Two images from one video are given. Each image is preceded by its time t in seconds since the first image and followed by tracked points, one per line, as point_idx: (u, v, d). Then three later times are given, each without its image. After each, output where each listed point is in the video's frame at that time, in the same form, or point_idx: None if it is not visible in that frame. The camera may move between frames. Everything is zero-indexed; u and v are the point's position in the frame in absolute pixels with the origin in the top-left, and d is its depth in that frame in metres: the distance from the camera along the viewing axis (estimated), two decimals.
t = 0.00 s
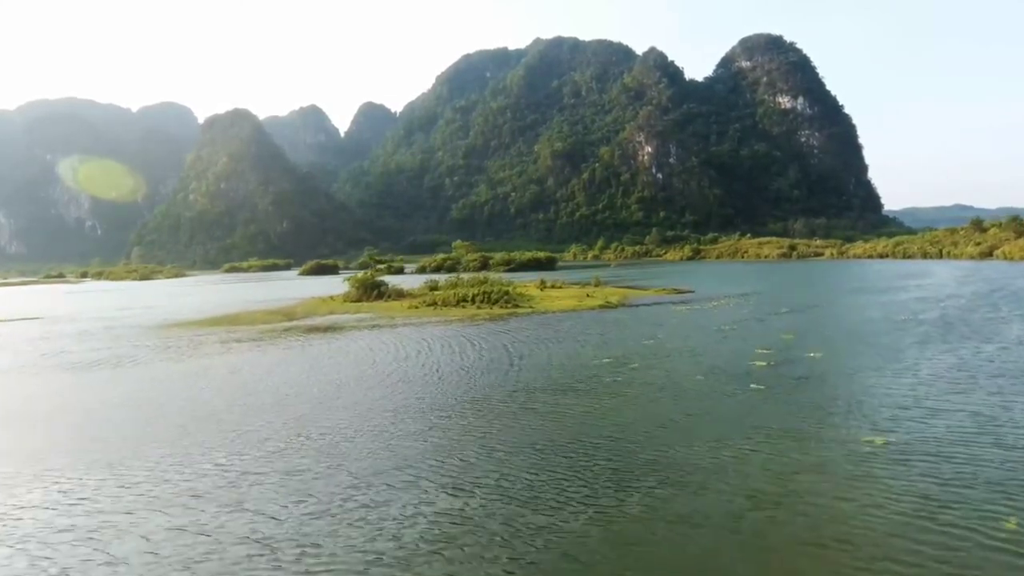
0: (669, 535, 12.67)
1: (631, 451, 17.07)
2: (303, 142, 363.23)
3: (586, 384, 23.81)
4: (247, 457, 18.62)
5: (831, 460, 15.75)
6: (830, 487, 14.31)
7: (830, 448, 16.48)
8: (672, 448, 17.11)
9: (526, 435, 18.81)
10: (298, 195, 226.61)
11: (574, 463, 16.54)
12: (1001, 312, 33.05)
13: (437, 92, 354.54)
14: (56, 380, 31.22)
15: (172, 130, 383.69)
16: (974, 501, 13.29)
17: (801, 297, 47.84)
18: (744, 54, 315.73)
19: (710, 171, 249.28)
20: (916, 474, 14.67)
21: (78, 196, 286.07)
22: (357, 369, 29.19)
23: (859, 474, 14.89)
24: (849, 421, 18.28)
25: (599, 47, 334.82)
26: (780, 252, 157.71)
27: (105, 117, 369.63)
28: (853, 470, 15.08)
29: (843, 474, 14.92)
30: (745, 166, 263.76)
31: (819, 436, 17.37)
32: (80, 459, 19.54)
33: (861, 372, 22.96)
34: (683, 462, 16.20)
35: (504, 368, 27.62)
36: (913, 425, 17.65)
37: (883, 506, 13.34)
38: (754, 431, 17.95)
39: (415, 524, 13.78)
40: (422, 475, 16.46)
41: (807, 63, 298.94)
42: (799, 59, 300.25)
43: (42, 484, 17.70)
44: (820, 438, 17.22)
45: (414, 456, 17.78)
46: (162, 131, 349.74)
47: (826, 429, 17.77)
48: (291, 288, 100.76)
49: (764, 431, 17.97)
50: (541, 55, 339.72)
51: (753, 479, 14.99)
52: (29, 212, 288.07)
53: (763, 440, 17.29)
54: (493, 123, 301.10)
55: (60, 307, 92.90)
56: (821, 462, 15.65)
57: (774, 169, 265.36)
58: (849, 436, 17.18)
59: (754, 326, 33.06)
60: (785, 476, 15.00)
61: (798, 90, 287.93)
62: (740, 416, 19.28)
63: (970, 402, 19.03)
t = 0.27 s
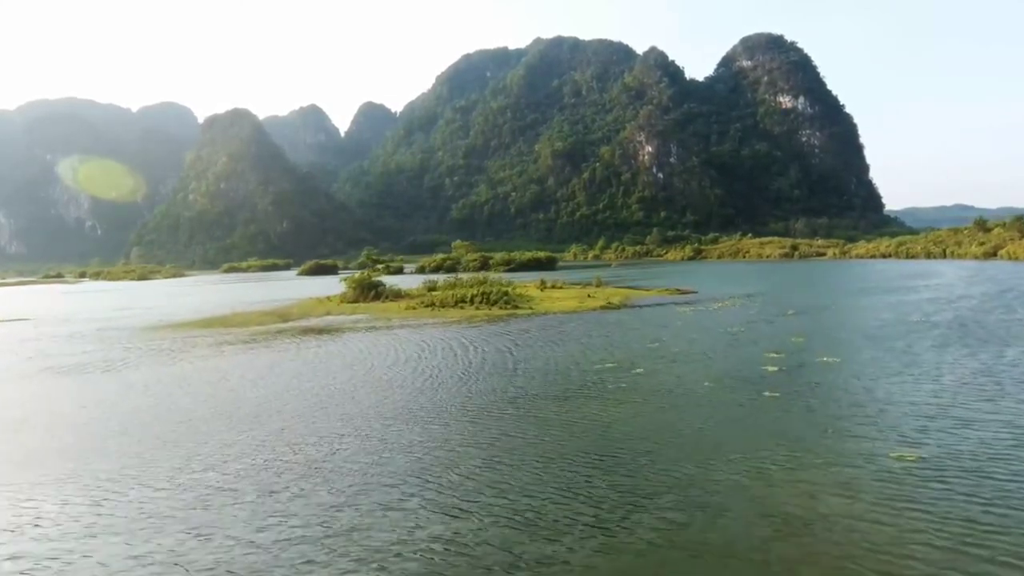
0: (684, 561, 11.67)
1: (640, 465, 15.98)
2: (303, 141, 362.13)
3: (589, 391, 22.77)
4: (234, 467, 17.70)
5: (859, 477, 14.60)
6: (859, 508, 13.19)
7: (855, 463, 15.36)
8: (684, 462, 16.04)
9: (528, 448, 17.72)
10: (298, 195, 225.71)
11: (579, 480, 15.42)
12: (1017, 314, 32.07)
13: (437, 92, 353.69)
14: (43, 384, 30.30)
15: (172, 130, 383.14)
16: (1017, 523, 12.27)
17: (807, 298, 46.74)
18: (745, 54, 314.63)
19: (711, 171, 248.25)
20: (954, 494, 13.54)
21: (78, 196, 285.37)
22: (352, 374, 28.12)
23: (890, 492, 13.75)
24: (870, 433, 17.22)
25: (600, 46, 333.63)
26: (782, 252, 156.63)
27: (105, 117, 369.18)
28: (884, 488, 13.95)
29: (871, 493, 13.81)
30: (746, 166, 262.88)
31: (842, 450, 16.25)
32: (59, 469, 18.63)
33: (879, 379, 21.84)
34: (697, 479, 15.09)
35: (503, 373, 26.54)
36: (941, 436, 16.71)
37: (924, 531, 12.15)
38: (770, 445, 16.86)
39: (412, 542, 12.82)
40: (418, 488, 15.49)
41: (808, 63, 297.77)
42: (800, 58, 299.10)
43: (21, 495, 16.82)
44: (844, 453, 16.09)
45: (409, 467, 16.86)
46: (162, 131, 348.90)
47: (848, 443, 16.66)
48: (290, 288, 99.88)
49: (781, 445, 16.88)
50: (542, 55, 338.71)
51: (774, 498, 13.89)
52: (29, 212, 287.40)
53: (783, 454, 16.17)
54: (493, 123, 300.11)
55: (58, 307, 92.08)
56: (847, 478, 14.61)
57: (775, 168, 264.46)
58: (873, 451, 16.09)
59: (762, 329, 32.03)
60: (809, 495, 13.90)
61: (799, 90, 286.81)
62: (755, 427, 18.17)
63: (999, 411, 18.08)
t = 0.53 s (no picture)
0: None
1: (648, 480, 15.15)
2: (303, 141, 361.04)
3: (592, 397, 21.92)
4: (221, 482, 16.86)
5: (886, 495, 13.72)
6: (892, 529, 12.29)
7: (881, 479, 14.47)
8: (694, 478, 15.19)
9: (529, 460, 16.90)
10: (298, 194, 224.86)
11: (583, 496, 14.57)
12: None
13: (437, 92, 352.92)
14: (29, 387, 29.39)
15: (172, 130, 382.81)
16: None
17: (813, 298, 45.95)
18: (745, 53, 313.79)
19: (712, 171, 247.47)
20: (991, 514, 12.69)
21: (78, 196, 284.66)
22: (346, 378, 27.22)
23: (922, 514, 12.86)
24: (893, 444, 16.38)
25: (600, 46, 332.67)
26: (783, 252, 155.63)
27: (105, 117, 368.72)
28: (916, 508, 13.07)
29: (903, 512, 12.95)
30: (746, 166, 262.41)
31: (865, 464, 15.37)
32: (37, 481, 17.78)
33: (895, 384, 21.02)
34: (710, 495, 14.24)
35: (501, 377, 25.68)
36: (972, 449, 15.81)
37: (964, 557, 11.27)
38: (786, 457, 16.02)
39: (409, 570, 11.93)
40: (413, 507, 14.60)
41: (809, 62, 296.73)
42: (801, 58, 297.97)
43: None
44: (867, 468, 15.21)
45: (405, 482, 15.97)
46: (161, 130, 348.25)
47: (868, 455, 15.81)
48: (288, 288, 98.98)
49: (797, 457, 16.04)
50: (542, 55, 337.86)
51: (797, 518, 13.00)
52: (28, 212, 286.83)
53: (801, 468, 15.31)
54: (493, 123, 299.27)
55: (54, 307, 91.26)
56: (875, 495, 13.73)
57: (775, 168, 263.63)
58: (898, 465, 15.19)
59: (769, 331, 31.23)
60: (834, 514, 13.02)
61: (799, 89, 285.85)
62: (768, 438, 17.35)
63: None
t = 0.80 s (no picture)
0: None
1: (659, 499, 14.23)
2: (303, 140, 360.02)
3: (596, 406, 21.02)
4: (206, 497, 16.02)
5: (919, 517, 12.83)
6: (928, 556, 11.45)
7: (913, 499, 13.56)
8: (709, 497, 14.30)
9: (532, 476, 15.99)
10: (298, 194, 224.02)
11: (590, 517, 13.66)
12: None
13: (437, 91, 352.10)
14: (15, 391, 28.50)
15: (172, 130, 381.95)
16: None
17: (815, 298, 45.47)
18: (746, 53, 312.98)
19: (712, 170, 246.63)
20: None
21: (78, 195, 284.03)
22: (340, 383, 26.40)
23: (959, 537, 12.04)
24: (918, 457, 15.57)
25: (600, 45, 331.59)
26: (785, 252, 154.88)
27: (105, 116, 367.97)
28: (952, 531, 12.23)
29: (938, 536, 12.10)
30: (747, 166, 261.89)
31: (893, 481, 14.48)
32: (16, 494, 16.93)
33: (915, 391, 20.23)
34: (727, 517, 13.34)
35: (501, 383, 24.74)
36: (1002, 463, 15.02)
37: None
38: (806, 474, 15.14)
39: None
40: (407, 528, 13.78)
41: (810, 62, 295.83)
42: (801, 57, 297.10)
43: None
44: (896, 485, 14.29)
45: (398, 500, 15.17)
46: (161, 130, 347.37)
47: (896, 471, 14.91)
48: (287, 288, 98.17)
49: (820, 474, 15.12)
50: (542, 54, 337.06)
51: (822, 541, 12.18)
52: (28, 212, 286.03)
53: (826, 487, 14.41)
54: (494, 122, 298.38)
55: (50, 307, 90.38)
56: (907, 516, 12.88)
57: (776, 168, 262.88)
58: (928, 482, 14.31)
59: (778, 334, 30.33)
60: (864, 538, 12.17)
61: (800, 89, 285.02)
62: (786, 452, 16.48)
63: None
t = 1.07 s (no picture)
0: None
1: (675, 522, 12.95)
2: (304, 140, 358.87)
3: (600, 416, 19.81)
4: (183, 515, 14.83)
5: (967, 545, 11.60)
6: None
7: (963, 526, 12.30)
8: (727, 518, 13.09)
9: (533, 492, 14.71)
10: (297, 194, 223.02)
11: (599, 544, 12.36)
12: None
13: (437, 91, 351.21)
14: None
15: (172, 130, 381.39)
16: None
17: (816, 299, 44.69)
18: (746, 53, 312.09)
19: (713, 170, 245.69)
20: None
21: (78, 195, 283.41)
22: (332, 389, 25.22)
23: (1015, 568, 10.86)
24: (955, 476, 14.41)
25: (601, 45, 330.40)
26: (786, 252, 153.83)
27: (105, 117, 367.50)
28: (1004, 561, 11.06)
29: (991, 567, 10.92)
30: (747, 165, 261.08)
31: (932, 503, 13.28)
32: None
33: (940, 400, 19.16)
34: (750, 543, 12.11)
35: (500, 391, 23.41)
36: None
37: None
38: (834, 493, 13.93)
39: None
40: (398, 550, 12.54)
41: (810, 61, 294.86)
42: (802, 57, 296.15)
43: None
44: (934, 506, 13.14)
45: (388, 517, 13.95)
46: (161, 129, 346.75)
47: (932, 491, 13.75)
48: (284, 288, 97.04)
49: (847, 493, 13.98)
50: (542, 54, 336.19)
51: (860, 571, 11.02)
52: (27, 212, 285.36)
53: (858, 509, 13.17)
54: (494, 122, 297.43)
55: (46, 307, 89.36)
56: (951, 543, 11.72)
57: (777, 167, 261.90)
58: (971, 504, 13.11)
59: (787, 337, 29.22)
60: (906, 567, 11.01)
61: (801, 89, 284.09)
62: (807, 467, 15.37)
63: None
